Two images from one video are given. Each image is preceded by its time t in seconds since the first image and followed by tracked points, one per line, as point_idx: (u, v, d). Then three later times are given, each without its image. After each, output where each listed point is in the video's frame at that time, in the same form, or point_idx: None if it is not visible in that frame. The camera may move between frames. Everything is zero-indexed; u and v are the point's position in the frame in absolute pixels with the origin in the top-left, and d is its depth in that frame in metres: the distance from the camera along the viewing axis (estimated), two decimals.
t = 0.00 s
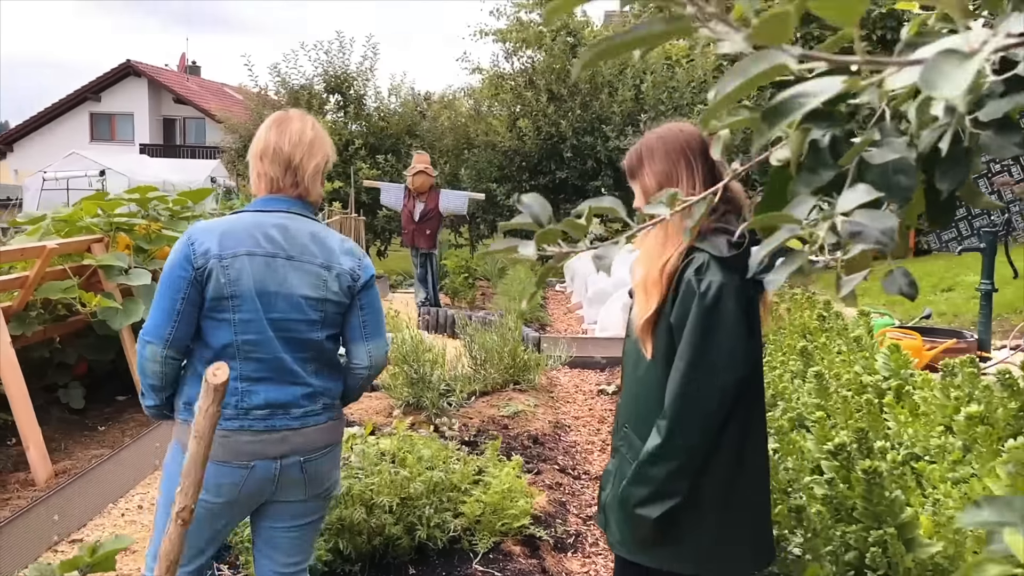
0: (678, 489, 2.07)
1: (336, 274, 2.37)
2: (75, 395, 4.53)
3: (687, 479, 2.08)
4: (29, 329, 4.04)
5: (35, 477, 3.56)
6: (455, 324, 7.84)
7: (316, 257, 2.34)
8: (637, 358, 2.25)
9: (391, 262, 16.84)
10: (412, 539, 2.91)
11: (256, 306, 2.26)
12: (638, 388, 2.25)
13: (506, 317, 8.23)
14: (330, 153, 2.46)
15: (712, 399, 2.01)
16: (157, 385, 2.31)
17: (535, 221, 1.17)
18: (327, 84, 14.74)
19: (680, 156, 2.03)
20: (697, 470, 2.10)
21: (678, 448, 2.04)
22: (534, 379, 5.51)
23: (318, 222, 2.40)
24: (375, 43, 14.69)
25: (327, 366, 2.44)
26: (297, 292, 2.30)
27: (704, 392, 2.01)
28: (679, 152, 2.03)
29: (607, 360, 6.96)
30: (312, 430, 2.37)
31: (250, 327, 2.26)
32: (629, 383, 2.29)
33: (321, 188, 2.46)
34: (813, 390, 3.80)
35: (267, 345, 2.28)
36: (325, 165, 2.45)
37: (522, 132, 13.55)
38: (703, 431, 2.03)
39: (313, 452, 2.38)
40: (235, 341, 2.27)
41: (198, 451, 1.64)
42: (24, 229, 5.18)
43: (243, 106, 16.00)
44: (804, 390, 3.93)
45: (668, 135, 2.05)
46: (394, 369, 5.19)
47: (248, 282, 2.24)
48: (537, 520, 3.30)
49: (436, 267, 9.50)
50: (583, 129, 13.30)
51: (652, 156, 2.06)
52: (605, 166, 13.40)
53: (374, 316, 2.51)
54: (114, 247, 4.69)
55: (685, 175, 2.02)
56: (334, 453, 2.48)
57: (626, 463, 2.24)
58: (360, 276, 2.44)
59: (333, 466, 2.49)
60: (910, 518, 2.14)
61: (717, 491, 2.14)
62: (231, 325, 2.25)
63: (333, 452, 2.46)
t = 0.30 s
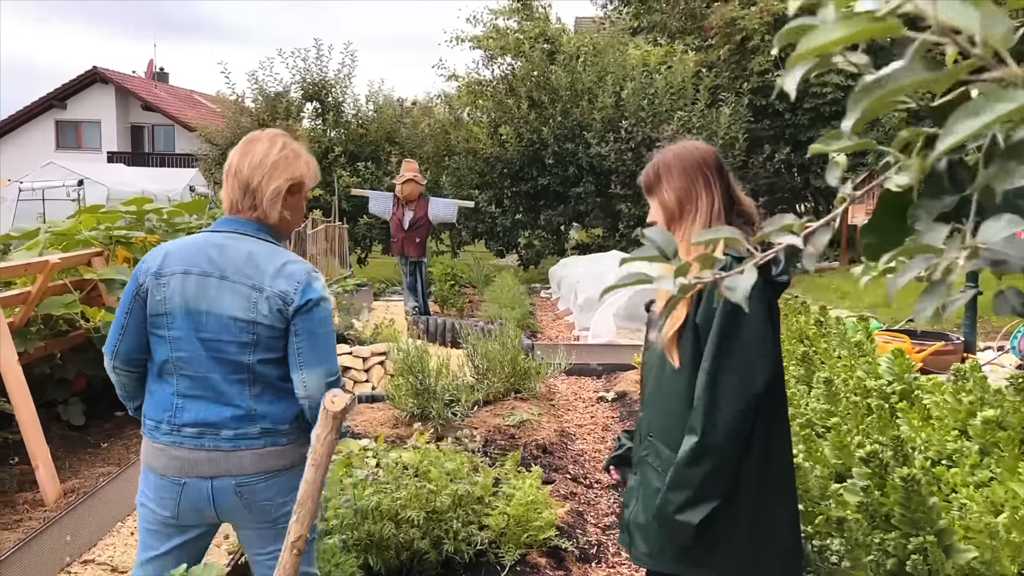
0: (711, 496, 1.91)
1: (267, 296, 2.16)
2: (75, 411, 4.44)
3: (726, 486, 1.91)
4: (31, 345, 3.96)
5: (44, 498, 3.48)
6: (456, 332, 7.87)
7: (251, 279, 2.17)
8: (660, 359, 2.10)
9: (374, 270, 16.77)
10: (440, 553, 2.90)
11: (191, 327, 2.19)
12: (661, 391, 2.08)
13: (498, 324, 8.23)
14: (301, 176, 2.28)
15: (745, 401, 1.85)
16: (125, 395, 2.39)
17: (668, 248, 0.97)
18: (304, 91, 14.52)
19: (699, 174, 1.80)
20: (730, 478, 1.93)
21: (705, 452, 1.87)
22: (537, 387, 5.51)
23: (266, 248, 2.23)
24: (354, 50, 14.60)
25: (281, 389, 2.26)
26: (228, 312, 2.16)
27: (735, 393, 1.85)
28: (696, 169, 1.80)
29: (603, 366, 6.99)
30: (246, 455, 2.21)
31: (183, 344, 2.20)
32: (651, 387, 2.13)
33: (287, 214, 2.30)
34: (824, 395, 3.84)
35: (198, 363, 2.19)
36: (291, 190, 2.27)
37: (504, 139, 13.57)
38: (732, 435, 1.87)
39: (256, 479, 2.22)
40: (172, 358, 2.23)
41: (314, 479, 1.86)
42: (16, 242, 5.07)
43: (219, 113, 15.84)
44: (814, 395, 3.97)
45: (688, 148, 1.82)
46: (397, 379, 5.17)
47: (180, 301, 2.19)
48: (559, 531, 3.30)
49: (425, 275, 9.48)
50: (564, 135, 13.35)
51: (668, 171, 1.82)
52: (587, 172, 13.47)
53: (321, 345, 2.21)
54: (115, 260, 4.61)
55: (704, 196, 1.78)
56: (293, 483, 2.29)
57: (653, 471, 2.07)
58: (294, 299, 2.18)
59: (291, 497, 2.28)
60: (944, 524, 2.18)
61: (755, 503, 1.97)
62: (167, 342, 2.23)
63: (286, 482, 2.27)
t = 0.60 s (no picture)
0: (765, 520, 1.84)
1: (192, 304, 2.04)
2: (76, 430, 4.39)
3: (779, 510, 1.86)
4: (33, 363, 3.91)
5: (52, 519, 3.44)
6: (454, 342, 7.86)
7: (180, 288, 2.06)
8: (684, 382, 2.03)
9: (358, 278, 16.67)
10: (460, 569, 2.89)
11: (129, 338, 2.11)
12: (690, 416, 2.01)
13: (490, 334, 8.23)
14: (247, 186, 2.16)
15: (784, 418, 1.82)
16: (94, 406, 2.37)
17: (766, 269, 0.96)
18: (286, 98, 14.21)
19: (735, 194, 1.77)
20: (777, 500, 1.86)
21: (753, 475, 1.82)
22: (537, 399, 5.52)
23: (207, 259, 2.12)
24: (335, 58, 14.52)
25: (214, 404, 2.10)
26: (159, 323, 2.06)
27: (775, 411, 1.81)
28: (731, 188, 1.77)
29: (600, 375, 7.01)
30: (173, 474, 2.08)
31: (121, 355, 2.12)
32: (677, 411, 2.06)
33: (232, 225, 2.19)
34: (829, 404, 3.89)
35: (131, 375, 2.10)
36: (235, 200, 2.16)
37: (488, 147, 13.55)
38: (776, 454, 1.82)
39: (185, 499, 2.09)
40: (112, 370, 2.16)
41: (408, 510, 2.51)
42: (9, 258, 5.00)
43: (199, 121, 15.68)
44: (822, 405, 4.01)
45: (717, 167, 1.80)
46: (399, 392, 5.16)
47: (121, 311, 2.12)
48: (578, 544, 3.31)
49: (416, 284, 9.45)
50: (549, 143, 13.36)
51: (703, 189, 1.79)
52: (572, 180, 13.49)
53: (241, 356, 2.01)
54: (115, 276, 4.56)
55: (739, 217, 1.76)
56: (231, 505, 2.13)
57: (692, 498, 1.99)
58: (214, 307, 2.02)
59: (229, 520, 2.13)
60: (973, 536, 2.22)
61: (798, 522, 1.92)
62: (111, 351, 2.17)
63: (220, 505, 2.11)
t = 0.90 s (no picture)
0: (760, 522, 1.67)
1: (170, 311, 2.01)
2: (75, 440, 4.32)
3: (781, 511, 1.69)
4: (33, 373, 3.85)
5: (57, 531, 3.39)
6: (449, 346, 7.82)
7: (165, 295, 2.04)
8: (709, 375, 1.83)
9: (342, 282, 16.55)
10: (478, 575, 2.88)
11: (130, 347, 2.12)
12: (711, 409, 1.82)
13: (482, 338, 8.22)
14: (240, 185, 2.12)
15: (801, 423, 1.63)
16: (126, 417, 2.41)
17: (852, 282, 1.07)
18: (268, 102, 14.05)
19: (778, 196, 1.82)
20: (777, 503, 1.69)
21: (756, 476, 1.63)
22: (537, 403, 5.52)
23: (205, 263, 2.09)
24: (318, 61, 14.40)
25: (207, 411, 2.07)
26: (150, 331, 2.05)
27: (791, 414, 1.62)
28: (774, 189, 1.83)
29: (595, 378, 7.02)
30: (167, 481, 2.05)
31: (123, 363, 2.13)
32: (698, 402, 1.88)
33: (228, 226, 2.14)
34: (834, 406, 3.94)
35: (132, 382, 2.11)
36: (229, 200, 2.12)
37: (473, 151, 13.53)
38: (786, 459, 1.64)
39: (178, 508, 2.06)
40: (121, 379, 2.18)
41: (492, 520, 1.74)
42: None
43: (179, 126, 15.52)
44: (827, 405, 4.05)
45: (762, 172, 1.86)
46: (399, 398, 5.14)
47: (123, 322, 2.13)
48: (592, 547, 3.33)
49: (407, 289, 9.41)
50: (534, 146, 13.33)
51: (747, 190, 1.84)
52: (557, 183, 13.49)
53: (215, 364, 1.95)
54: (113, 283, 4.51)
55: (781, 217, 1.80)
56: (222, 517, 2.07)
57: (701, 493, 1.81)
58: (188, 314, 1.98)
59: (220, 533, 2.06)
60: (994, 534, 2.24)
61: (811, 532, 1.74)
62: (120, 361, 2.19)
63: (211, 516, 2.05)
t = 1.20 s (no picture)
0: (792, 523, 1.67)
1: (189, 314, 1.98)
2: (72, 446, 4.25)
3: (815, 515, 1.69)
4: (31, 379, 3.78)
5: (60, 539, 3.34)
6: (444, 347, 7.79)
7: (187, 298, 2.00)
8: (740, 377, 1.84)
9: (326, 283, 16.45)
10: None
11: (161, 349, 2.12)
12: (743, 411, 1.82)
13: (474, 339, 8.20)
14: (271, 183, 2.09)
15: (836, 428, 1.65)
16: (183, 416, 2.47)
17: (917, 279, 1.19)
18: (250, 103, 13.92)
19: (808, 198, 1.83)
20: (814, 503, 1.69)
21: (795, 475, 1.63)
22: (535, 405, 5.52)
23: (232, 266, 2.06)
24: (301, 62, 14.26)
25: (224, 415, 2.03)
26: (175, 334, 2.04)
27: (826, 419, 1.64)
28: (804, 190, 1.83)
29: (590, 378, 7.03)
30: (182, 483, 2.06)
31: (156, 364, 2.14)
32: (726, 405, 1.88)
33: (259, 225, 2.11)
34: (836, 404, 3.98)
35: (161, 383, 2.12)
36: (260, 199, 2.08)
37: (459, 151, 13.46)
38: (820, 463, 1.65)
39: (193, 509, 2.06)
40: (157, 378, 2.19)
41: (567, 522, 1.69)
42: None
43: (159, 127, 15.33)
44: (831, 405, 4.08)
45: (792, 173, 1.86)
46: (398, 401, 5.12)
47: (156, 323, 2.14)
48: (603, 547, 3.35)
49: (397, 290, 9.36)
50: (520, 147, 13.28)
51: (776, 192, 1.85)
52: (543, 184, 13.46)
53: (230, 371, 1.90)
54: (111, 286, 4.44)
55: (811, 219, 1.81)
56: (230, 524, 2.04)
57: (733, 496, 1.80)
58: (202, 318, 1.94)
59: (227, 539, 2.04)
60: (1012, 530, 2.26)
61: (844, 535, 1.73)
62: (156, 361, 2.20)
63: (220, 521, 2.03)
